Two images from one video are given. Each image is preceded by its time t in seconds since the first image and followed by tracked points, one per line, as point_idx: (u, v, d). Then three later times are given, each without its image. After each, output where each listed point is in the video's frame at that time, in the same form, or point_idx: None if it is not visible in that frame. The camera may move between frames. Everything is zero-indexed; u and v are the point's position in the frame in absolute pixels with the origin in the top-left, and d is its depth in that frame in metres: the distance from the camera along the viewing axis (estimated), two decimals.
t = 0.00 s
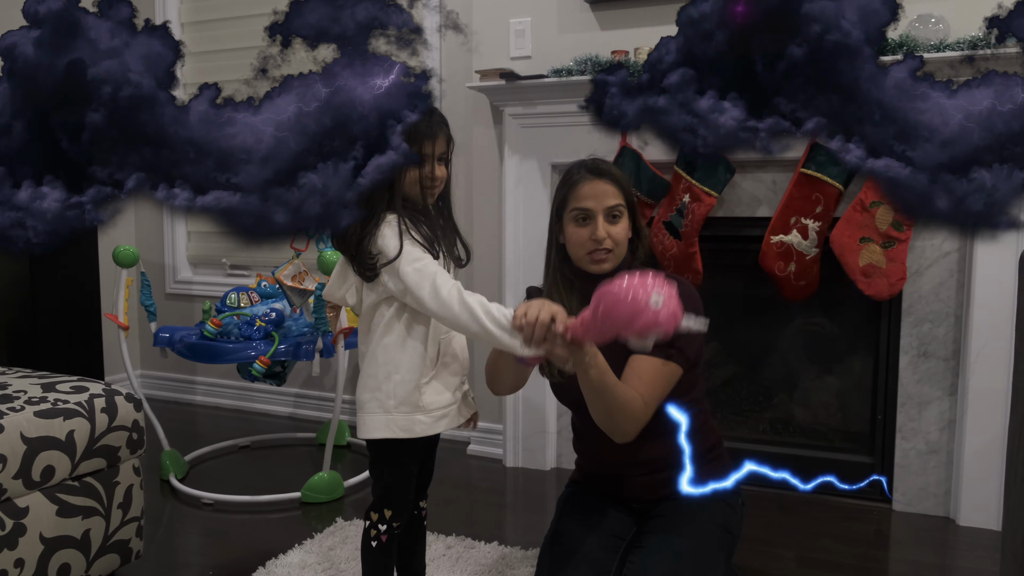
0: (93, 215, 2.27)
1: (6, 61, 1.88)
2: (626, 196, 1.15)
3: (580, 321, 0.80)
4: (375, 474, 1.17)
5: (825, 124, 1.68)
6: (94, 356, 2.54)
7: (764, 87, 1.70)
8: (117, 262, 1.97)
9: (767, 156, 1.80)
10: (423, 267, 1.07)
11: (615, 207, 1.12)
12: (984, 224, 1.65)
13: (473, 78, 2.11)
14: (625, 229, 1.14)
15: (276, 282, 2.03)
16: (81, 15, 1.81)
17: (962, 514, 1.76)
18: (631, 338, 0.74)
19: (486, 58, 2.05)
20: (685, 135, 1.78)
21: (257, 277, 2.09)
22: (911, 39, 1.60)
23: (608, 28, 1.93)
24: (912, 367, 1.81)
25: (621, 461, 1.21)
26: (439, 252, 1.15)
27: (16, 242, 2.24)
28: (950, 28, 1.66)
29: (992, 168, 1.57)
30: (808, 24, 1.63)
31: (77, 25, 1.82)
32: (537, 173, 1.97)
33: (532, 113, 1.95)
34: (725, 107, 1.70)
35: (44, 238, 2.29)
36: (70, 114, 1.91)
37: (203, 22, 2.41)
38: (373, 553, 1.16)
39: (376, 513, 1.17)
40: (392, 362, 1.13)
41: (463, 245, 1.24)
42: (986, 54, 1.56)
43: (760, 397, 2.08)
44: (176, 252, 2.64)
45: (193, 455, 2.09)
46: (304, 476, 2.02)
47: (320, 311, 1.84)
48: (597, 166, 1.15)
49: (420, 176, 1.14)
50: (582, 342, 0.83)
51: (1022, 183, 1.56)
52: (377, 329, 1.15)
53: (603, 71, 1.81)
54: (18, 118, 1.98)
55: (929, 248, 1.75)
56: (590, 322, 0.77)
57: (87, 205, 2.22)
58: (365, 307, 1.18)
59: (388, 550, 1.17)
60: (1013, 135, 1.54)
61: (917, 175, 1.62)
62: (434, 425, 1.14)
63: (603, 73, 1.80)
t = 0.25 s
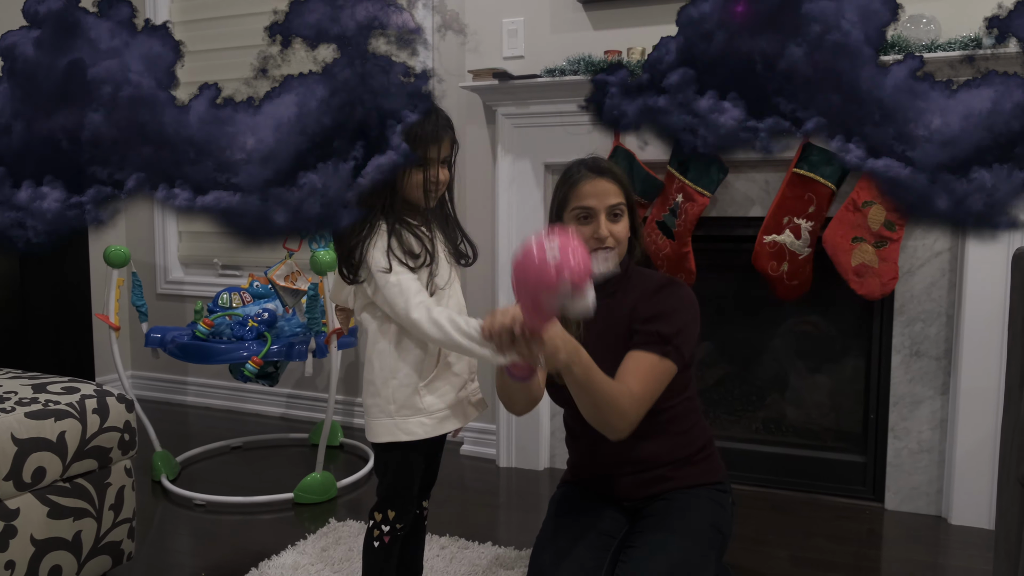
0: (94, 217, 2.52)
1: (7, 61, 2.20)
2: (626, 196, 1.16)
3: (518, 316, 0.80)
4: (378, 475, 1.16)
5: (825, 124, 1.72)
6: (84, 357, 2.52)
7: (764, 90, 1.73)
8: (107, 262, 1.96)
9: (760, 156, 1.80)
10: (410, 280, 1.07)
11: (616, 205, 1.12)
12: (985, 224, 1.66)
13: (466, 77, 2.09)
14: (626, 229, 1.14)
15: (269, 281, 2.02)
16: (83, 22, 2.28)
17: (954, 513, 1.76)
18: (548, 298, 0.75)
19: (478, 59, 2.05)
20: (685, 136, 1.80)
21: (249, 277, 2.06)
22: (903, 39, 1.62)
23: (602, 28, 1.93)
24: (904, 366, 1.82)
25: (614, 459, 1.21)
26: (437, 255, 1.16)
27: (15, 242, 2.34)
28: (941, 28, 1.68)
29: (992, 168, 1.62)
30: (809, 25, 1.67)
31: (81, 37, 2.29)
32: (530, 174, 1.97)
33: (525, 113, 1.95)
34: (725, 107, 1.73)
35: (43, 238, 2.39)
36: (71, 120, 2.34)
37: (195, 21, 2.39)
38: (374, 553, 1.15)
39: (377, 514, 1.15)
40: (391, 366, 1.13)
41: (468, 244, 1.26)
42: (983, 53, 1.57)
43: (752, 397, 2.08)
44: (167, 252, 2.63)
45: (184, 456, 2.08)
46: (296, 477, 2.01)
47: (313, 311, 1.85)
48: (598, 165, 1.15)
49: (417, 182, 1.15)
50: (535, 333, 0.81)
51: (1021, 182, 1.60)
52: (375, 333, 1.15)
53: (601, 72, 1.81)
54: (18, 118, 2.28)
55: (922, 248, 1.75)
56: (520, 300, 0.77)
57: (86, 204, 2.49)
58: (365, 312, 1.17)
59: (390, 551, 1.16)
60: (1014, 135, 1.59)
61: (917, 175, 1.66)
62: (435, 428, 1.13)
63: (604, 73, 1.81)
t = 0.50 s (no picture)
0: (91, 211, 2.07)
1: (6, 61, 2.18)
2: (613, 198, 1.15)
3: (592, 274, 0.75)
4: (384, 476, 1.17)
5: (825, 124, 1.65)
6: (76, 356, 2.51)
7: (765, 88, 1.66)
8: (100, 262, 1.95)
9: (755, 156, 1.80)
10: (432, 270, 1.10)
11: (603, 209, 1.11)
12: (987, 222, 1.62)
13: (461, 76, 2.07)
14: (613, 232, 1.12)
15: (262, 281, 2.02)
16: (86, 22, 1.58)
17: (948, 513, 1.76)
18: (647, 271, 0.70)
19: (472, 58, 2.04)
20: (686, 136, 1.76)
21: (243, 277, 2.06)
22: (899, 39, 1.60)
23: (597, 28, 1.93)
24: (899, 366, 1.82)
25: (609, 458, 1.20)
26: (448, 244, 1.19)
27: (14, 241, 2.21)
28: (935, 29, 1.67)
29: (993, 168, 1.51)
30: (809, 25, 1.59)
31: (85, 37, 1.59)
32: (526, 174, 1.97)
33: (520, 112, 1.94)
34: (725, 107, 1.68)
35: (40, 238, 2.27)
36: (70, 113, 1.70)
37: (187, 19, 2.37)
38: (377, 553, 1.16)
39: (383, 513, 1.16)
40: (403, 366, 1.15)
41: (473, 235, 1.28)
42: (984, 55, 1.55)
43: (747, 397, 2.08)
44: (160, 252, 2.62)
45: (178, 456, 2.07)
46: (290, 477, 2.01)
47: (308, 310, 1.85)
48: (584, 168, 1.15)
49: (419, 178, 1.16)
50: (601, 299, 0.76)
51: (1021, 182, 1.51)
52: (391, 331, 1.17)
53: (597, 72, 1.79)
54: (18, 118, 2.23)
55: (916, 248, 1.76)
56: (611, 260, 0.71)
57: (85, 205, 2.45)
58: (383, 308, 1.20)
59: (393, 551, 1.16)
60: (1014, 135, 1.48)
61: (917, 176, 1.57)
62: (449, 425, 1.15)
63: (603, 72, 1.78)
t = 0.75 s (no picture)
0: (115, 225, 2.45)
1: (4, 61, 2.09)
2: (625, 199, 1.16)
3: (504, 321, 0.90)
4: (423, 487, 1.16)
5: (823, 124, 1.65)
6: (71, 357, 2.51)
7: (764, 89, 1.65)
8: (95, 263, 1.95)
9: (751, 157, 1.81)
10: (403, 296, 1.14)
11: (614, 210, 1.13)
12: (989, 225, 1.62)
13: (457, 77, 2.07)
14: (623, 234, 1.15)
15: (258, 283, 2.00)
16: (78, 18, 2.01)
17: (943, 513, 1.77)
18: (534, 324, 0.87)
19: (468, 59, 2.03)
20: (685, 136, 1.75)
21: (240, 278, 2.06)
22: (895, 41, 1.60)
23: (594, 28, 1.93)
24: (895, 367, 1.82)
25: (609, 461, 1.20)
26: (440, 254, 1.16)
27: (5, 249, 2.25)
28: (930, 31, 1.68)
29: (993, 168, 1.46)
30: (809, 25, 1.57)
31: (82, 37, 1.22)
32: (522, 175, 1.97)
33: (517, 114, 1.95)
34: (725, 107, 1.67)
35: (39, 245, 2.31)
36: None
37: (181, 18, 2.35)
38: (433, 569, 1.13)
39: (434, 527, 1.14)
40: (405, 373, 1.13)
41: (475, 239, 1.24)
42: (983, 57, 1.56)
43: (744, 398, 2.08)
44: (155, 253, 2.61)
45: (174, 457, 2.07)
46: (286, 478, 2.01)
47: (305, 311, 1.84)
48: (597, 168, 1.16)
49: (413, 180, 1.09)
50: (522, 352, 0.91)
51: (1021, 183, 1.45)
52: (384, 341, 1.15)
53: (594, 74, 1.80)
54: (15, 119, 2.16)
55: (912, 249, 1.76)
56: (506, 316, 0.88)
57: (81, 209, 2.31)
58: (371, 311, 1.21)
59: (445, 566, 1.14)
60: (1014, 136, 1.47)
61: (917, 175, 1.52)
62: (453, 431, 1.13)
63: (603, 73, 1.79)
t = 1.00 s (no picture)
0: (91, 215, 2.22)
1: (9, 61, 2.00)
2: (612, 200, 1.16)
3: (627, 310, 0.85)
4: (421, 493, 1.12)
5: (825, 124, 1.67)
6: (67, 357, 2.51)
7: (764, 89, 1.68)
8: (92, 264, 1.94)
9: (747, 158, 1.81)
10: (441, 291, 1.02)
11: (602, 210, 1.13)
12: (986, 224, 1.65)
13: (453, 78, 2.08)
14: (611, 234, 1.14)
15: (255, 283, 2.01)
16: (85, 21, 1.68)
17: (938, 513, 1.78)
18: (682, 321, 0.79)
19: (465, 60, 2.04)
20: (685, 136, 1.78)
21: (236, 279, 2.07)
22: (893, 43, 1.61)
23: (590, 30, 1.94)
24: (890, 368, 1.83)
25: (608, 461, 1.21)
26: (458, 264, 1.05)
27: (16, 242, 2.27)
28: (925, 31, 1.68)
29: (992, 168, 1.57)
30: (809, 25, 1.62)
31: (82, 36, 1.68)
32: (518, 175, 1.97)
33: (513, 115, 1.95)
34: (725, 107, 1.70)
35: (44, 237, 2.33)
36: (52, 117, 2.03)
37: (179, 19, 2.35)
38: None
39: (427, 532, 1.12)
40: (427, 378, 1.08)
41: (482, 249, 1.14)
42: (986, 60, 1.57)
43: (739, 398, 2.09)
44: (152, 253, 2.61)
45: (171, 458, 2.06)
46: (283, 479, 2.01)
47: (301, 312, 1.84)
48: (585, 169, 1.16)
49: (425, 177, 1.02)
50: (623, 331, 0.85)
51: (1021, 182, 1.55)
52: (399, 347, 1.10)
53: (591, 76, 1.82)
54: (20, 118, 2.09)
55: (907, 250, 1.77)
56: (654, 311, 0.81)
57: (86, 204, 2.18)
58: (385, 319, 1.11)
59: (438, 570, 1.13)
60: (1014, 134, 1.54)
61: (917, 176, 1.62)
62: (480, 433, 1.09)
63: (603, 73, 1.78)
